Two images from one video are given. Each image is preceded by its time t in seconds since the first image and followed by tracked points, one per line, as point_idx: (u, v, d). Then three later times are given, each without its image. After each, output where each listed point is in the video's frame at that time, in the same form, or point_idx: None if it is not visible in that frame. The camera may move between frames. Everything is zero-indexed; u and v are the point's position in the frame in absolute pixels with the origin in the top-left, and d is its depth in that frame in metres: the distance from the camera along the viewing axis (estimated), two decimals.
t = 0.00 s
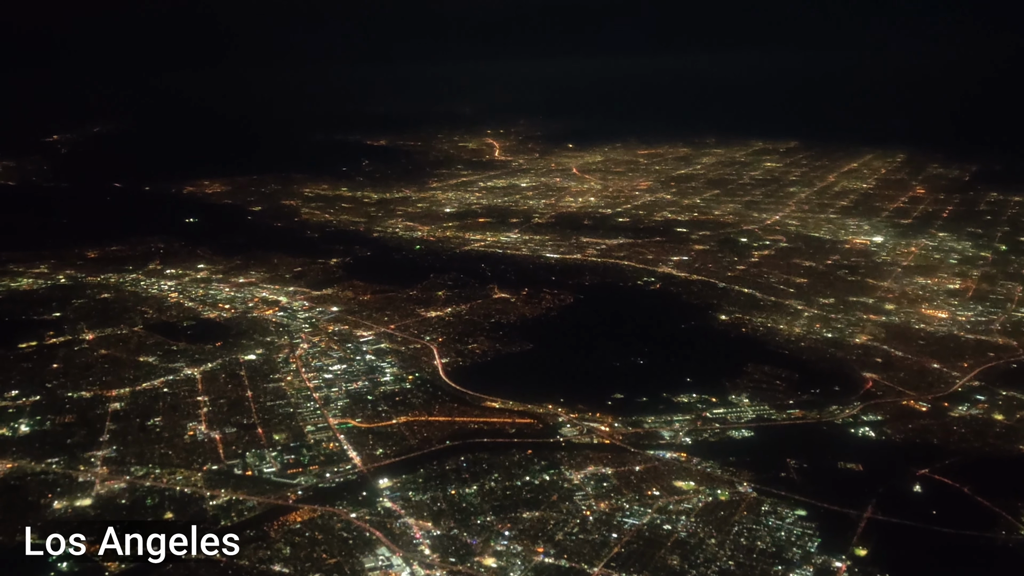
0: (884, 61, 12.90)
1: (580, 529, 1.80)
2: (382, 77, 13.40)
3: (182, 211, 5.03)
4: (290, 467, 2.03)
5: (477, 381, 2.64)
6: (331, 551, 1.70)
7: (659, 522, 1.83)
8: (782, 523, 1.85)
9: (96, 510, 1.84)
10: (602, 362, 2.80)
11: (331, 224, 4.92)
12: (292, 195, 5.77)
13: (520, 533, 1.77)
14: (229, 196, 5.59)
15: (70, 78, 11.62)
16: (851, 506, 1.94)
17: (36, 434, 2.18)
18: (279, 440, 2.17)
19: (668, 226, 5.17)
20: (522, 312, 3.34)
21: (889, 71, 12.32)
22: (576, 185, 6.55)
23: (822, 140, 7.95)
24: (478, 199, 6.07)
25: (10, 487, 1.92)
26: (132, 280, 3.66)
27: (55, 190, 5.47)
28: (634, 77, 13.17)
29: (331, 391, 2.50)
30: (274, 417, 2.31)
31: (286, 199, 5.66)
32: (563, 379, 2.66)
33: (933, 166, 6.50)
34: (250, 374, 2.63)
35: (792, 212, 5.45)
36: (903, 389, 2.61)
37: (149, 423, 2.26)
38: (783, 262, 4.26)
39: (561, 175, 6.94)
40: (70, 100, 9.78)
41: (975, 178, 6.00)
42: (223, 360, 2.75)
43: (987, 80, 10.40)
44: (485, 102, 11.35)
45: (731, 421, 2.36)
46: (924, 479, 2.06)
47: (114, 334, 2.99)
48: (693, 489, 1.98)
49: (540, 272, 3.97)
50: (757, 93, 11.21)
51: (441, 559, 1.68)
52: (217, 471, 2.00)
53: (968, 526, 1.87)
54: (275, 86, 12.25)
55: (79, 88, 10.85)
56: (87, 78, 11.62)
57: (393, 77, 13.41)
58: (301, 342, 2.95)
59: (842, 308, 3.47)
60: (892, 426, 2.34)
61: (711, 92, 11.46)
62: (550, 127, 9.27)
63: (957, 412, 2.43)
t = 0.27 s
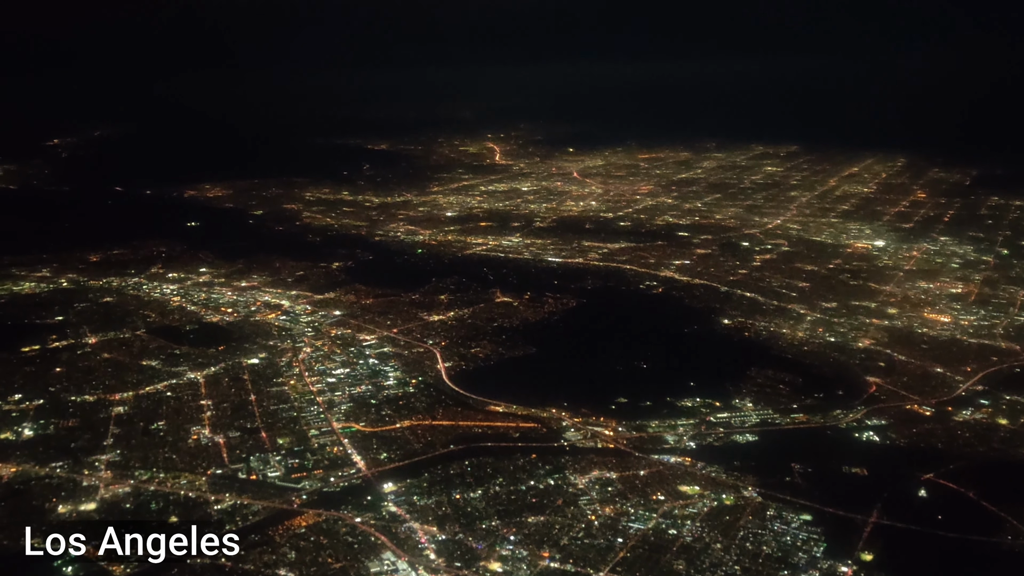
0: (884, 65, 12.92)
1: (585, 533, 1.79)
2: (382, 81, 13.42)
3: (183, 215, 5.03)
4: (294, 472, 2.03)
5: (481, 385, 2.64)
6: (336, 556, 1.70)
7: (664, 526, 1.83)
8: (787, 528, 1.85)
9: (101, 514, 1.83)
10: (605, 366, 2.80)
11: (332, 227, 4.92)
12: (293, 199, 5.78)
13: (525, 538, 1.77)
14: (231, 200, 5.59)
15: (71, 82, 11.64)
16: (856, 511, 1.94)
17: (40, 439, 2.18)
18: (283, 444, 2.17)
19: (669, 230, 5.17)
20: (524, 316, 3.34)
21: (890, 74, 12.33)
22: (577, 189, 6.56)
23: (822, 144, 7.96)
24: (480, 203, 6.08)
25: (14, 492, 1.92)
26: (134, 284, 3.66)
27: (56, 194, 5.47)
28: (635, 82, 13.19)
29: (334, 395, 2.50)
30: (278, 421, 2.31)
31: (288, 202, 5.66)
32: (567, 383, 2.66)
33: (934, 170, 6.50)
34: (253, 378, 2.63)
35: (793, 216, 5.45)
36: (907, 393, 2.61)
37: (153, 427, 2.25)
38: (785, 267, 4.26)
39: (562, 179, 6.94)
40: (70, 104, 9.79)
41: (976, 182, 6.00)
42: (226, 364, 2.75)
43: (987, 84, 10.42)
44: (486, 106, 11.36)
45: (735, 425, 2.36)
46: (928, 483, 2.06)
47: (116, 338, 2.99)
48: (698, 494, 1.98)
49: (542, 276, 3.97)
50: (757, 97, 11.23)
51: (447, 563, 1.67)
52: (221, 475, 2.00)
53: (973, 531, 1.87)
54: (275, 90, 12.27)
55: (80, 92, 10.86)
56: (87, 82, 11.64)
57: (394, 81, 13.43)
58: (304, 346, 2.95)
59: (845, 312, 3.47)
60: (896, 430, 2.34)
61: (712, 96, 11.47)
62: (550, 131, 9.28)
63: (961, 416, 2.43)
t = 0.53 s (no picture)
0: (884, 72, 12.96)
1: (591, 540, 1.79)
2: (383, 87, 13.45)
3: (185, 221, 5.03)
4: (299, 478, 2.03)
5: (485, 391, 2.64)
6: (342, 562, 1.70)
7: (670, 532, 1.83)
8: (794, 534, 1.84)
9: (106, 520, 1.83)
10: (609, 372, 2.80)
11: (334, 233, 4.92)
12: (295, 205, 5.78)
13: (531, 544, 1.76)
14: (232, 206, 5.60)
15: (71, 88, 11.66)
16: (863, 516, 1.94)
17: (44, 445, 2.18)
18: (288, 450, 2.16)
19: (671, 235, 5.17)
20: (527, 322, 3.34)
21: (889, 80, 12.37)
22: (578, 195, 6.57)
23: (823, 150, 7.98)
24: (481, 209, 6.08)
25: (18, 498, 1.91)
26: (136, 290, 3.66)
27: (57, 200, 5.47)
28: (635, 88, 13.22)
29: (338, 401, 2.50)
30: (282, 427, 2.30)
31: (289, 208, 5.67)
32: (571, 388, 2.66)
33: (935, 176, 6.52)
34: (257, 384, 2.63)
35: (795, 222, 5.46)
36: (912, 399, 2.61)
37: (157, 433, 2.25)
38: (787, 272, 4.26)
39: (562, 185, 6.95)
40: (71, 110, 9.80)
41: (977, 188, 6.02)
42: (229, 370, 2.75)
43: (986, 90, 10.45)
44: (486, 111, 11.38)
45: (740, 431, 2.36)
46: (934, 489, 2.06)
47: (119, 344, 2.99)
48: (703, 500, 1.97)
49: (544, 282, 3.97)
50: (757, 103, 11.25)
51: (453, 569, 1.67)
52: (226, 481, 2.00)
53: (980, 537, 1.86)
54: (276, 96, 12.30)
55: (80, 99, 10.89)
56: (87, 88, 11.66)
57: (394, 87, 13.45)
58: (307, 351, 2.94)
59: (847, 318, 3.47)
60: (901, 436, 2.34)
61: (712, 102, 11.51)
62: (551, 137, 9.30)
63: (966, 422, 2.42)
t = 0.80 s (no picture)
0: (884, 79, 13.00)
1: (596, 547, 1.78)
2: (383, 94, 13.49)
3: (187, 228, 5.04)
4: (303, 485, 2.02)
5: (488, 398, 2.63)
6: (347, 569, 1.69)
7: (675, 539, 1.82)
8: (799, 541, 1.84)
9: (110, 528, 1.82)
10: (612, 379, 2.80)
11: (336, 240, 4.93)
12: (296, 212, 5.79)
13: (536, 551, 1.76)
14: (233, 213, 5.61)
15: (71, 95, 11.69)
16: (868, 523, 1.93)
17: (47, 452, 2.17)
18: (291, 457, 2.16)
19: (671, 242, 5.18)
20: (530, 329, 3.34)
21: (889, 88, 12.40)
22: (579, 202, 6.58)
23: (822, 157, 8.00)
24: (482, 216, 6.09)
25: (22, 505, 1.91)
26: (138, 297, 3.67)
27: (58, 207, 5.48)
28: (634, 95, 13.26)
29: (341, 408, 2.49)
30: (286, 434, 2.30)
31: (290, 215, 5.67)
32: (575, 395, 2.66)
33: (935, 183, 6.53)
34: (259, 391, 2.63)
35: (795, 229, 5.47)
36: (915, 405, 2.61)
37: (160, 440, 2.25)
38: (789, 279, 4.27)
39: (563, 192, 6.97)
40: (71, 118, 9.83)
41: (977, 195, 6.03)
42: (232, 377, 2.75)
43: (985, 97, 10.49)
44: (486, 119, 11.42)
45: (744, 438, 2.36)
46: (939, 496, 2.06)
47: (122, 351, 2.99)
48: (708, 507, 1.97)
49: (546, 289, 3.98)
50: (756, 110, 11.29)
51: None
52: (230, 488, 1.99)
53: (985, 545, 1.86)
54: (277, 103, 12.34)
55: (80, 106, 10.92)
56: (87, 95, 11.69)
57: (394, 94, 13.49)
58: (309, 358, 2.94)
59: (850, 325, 3.48)
60: (905, 443, 2.34)
61: (712, 109, 11.54)
62: (551, 144, 9.32)
63: (969, 429, 2.42)
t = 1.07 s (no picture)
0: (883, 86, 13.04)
1: (601, 553, 1.78)
2: (384, 101, 13.52)
3: (188, 234, 5.04)
4: (306, 491, 2.02)
5: (491, 404, 2.63)
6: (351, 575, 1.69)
7: (680, 545, 1.82)
8: (804, 547, 1.84)
9: (114, 534, 1.82)
10: (615, 385, 2.80)
11: (337, 246, 4.93)
12: (296, 218, 5.79)
13: (541, 557, 1.76)
14: (234, 218, 5.61)
15: (71, 101, 11.71)
16: (872, 529, 1.93)
17: (49, 458, 2.17)
18: (294, 463, 2.16)
19: (672, 248, 5.19)
20: (532, 334, 3.34)
21: (889, 94, 12.44)
22: (579, 208, 6.58)
23: (822, 163, 8.01)
24: (483, 221, 6.10)
25: (25, 511, 1.90)
26: (139, 302, 3.67)
27: (59, 213, 5.48)
28: (634, 101, 13.30)
29: (344, 414, 2.49)
30: (289, 439, 2.30)
31: (291, 221, 5.68)
32: (577, 401, 2.65)
33: (935, 189, 6.54)
34: (262, 396, 2.62)
35: (796, 235, 5.48)
36: (918, 412, 2.61)
37: (163, 446, 2.24)
38: (790, 285, 4.27)
39: (563, 197, 6.98)
40: (72, 123, 9.85)
41: (977, 202, 6.04)
42: (234, 383, 2.75)
43: (984, 103, 10.52)
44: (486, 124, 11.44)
45: (747, 444, 2.36)
46: (943, 502, 2.06)
47: (124, 356, 2.99)
48: (712, 513, 1.97)
49: (548, 294, 3.98)
50: (756, 117, 11.31)
51: None
52: (233, 494, 1.99)
53: (990, 550, 1.86)
54: (277, 109, 12.37)
55: (81, 111, 10.94)
56: (88, 101, 11.72)
57: (395, 100, 13.52)
58: (312, 364, 2.94)
59: (852, 331, 3.48)
60: (908, 448, 2.34)
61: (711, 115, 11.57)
62: (551, 150, 9.34)
63: (973, 435, 2.42)
